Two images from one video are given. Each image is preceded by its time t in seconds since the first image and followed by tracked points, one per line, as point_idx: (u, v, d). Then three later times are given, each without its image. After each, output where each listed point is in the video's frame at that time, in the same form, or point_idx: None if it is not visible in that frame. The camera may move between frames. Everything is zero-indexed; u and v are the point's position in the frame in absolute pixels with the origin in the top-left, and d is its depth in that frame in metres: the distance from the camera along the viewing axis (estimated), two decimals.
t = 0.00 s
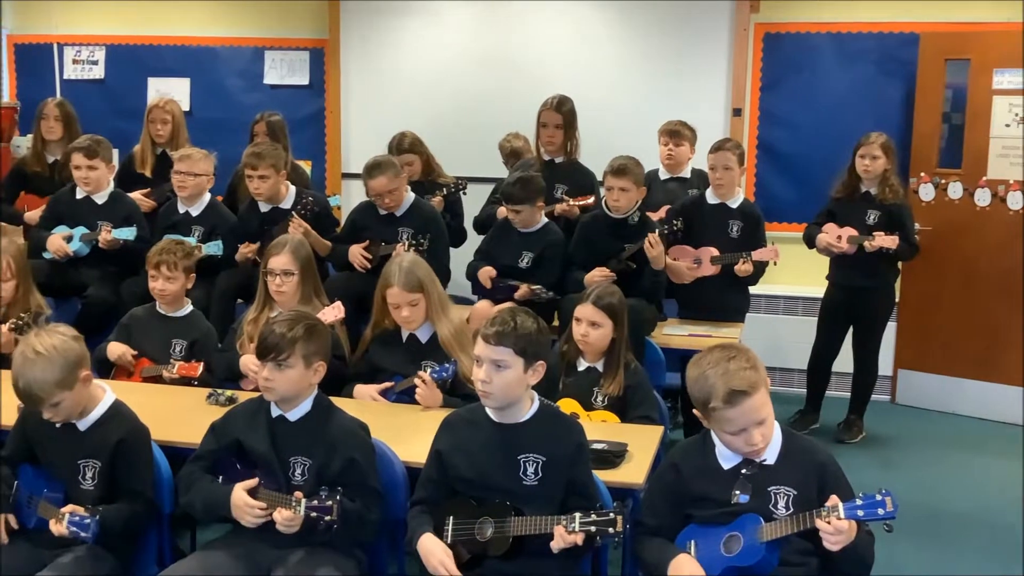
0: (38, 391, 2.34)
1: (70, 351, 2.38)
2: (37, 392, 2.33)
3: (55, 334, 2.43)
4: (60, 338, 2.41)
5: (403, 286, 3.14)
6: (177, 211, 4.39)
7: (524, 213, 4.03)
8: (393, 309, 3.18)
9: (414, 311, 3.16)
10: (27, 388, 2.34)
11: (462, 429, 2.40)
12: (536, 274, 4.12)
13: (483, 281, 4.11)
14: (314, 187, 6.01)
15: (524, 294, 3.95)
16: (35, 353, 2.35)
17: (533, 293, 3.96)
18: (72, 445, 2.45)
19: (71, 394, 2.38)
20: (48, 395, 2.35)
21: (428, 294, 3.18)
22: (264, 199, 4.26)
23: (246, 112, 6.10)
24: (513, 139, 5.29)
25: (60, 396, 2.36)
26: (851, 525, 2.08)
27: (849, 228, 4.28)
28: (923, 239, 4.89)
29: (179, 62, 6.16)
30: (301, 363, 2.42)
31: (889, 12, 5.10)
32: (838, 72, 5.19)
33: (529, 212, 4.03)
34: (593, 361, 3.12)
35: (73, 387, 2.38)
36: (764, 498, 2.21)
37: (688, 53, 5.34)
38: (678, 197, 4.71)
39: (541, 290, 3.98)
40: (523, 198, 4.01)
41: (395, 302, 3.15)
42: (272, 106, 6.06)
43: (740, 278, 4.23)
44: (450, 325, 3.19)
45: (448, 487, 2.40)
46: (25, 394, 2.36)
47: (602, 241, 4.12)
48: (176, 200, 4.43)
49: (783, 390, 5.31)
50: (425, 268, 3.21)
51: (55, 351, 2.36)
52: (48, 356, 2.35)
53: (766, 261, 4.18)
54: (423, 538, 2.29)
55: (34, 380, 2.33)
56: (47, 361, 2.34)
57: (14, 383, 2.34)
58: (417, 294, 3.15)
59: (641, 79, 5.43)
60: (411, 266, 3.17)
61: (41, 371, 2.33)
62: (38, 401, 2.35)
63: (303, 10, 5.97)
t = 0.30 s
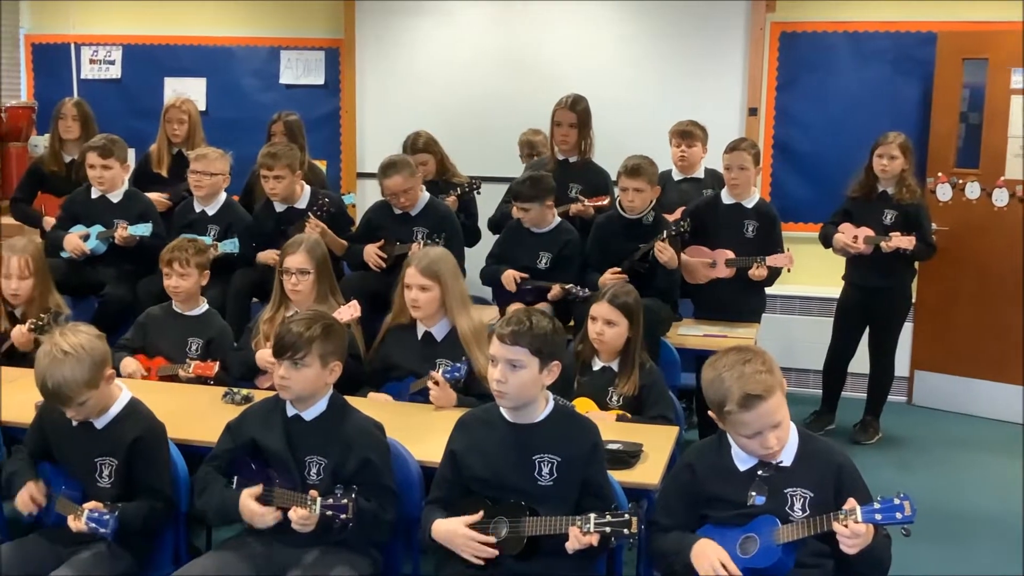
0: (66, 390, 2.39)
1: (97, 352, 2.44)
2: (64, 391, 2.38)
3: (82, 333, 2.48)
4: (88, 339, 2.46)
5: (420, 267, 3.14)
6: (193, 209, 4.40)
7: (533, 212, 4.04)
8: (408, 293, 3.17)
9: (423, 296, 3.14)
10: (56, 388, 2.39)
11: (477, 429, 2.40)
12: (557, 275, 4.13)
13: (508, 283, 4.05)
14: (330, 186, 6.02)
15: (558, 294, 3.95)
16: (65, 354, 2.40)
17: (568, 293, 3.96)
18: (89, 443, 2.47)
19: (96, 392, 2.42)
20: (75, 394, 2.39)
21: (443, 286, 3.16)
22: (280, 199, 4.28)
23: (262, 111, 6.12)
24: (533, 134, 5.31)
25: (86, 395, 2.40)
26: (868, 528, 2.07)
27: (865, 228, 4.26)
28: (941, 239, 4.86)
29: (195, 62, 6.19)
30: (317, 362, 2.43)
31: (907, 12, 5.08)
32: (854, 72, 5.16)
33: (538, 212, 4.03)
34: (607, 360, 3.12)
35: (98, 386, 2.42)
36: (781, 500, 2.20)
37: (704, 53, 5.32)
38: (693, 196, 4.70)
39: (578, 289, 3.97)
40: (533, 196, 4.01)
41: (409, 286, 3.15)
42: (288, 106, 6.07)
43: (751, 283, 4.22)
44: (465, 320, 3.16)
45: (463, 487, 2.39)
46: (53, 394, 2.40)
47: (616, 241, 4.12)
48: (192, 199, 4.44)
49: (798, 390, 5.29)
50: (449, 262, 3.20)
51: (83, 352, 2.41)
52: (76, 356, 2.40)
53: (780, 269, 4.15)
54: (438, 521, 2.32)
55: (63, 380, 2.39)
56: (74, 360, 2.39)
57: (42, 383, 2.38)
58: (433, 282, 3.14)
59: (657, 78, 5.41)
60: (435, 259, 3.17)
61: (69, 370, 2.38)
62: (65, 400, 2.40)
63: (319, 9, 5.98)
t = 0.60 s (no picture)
0: (83, 387, 2.40)
1: (114, 350, 2.46)
2: (82, 388, 2.39)
3: (98, 333, 2.50)
4: (105, 338, 2.49)
5: (437, 263, 3.13)
6: (207, 210, 4.42)
7: (542, 207, 4.06)
8: (425, 288, 3.16)
9: (441, 290, 3.13)
10: (73, 385, 2.40)
11: (491, 430, 2.40)
12: (566, 274, 4.12)
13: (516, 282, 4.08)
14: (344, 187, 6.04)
15: (563, 293, 3.96)
16: (83, 352, 2.43)
17: (575, 292, 3.97)
18: (104, 444, 2.48)
19: (112, 391, 2.44)
20: (92, 392, 2.41)
21: (461, 281, 3.15)
22: (295, 199, 4.29)
23: (276, 112, 6.13)
24: (548, 133, 5.32)
25: (103, 392, 2.42)
26: (884, 530, 2.07)
27: (880, 228, 4.24)
28: (956, 239, 4.83)
29: (209, 63, 6.21)
30: (332, 362, 2.43)
31: (922, 11, 5.06)
32: (869, 71, 5.15)
33: (546, 206, 4.05)
34: (620, 359, 3.12)
35: (114, 385, 2.44)
36: (795, 502, 2.19)
37: (717, 54, 5.31)
38: (706, 198, 4.69)
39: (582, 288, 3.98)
40: (542, 190, 4.05)
41: (427, 280, 3.14)
42: (302, 107, 6.09)
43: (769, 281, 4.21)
44: (483, 316, 3.17)
45: (476, 487, 2.39)
46: (69, 391, 2.41)
47: (630, 243, 4.11)
48: (205, 200, 4.46)
49: (813, 392, 5.27)
50: (468, 259, 3.21)
51: (101, 350, 2.44)
52: (94, 353, 2.43)
53: (795, 266, 4.12)
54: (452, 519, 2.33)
55: (80, 377, 2.40)
56: (93, 358, 2.41)
57: (60, 379, 2.39)
58: (450, 278, 3.13)
59: (670, 78, 5.41)
60: (455, 256, 3.17)
61: (87, 367, 2.40)
62: (81, 397, 2.41)
63: (332, 11, 6.00)
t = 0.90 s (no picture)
0: (101, 382, 2.41)
1: (133, 348, 2.48)
2: (101, 384, 2.40)
3: (117, 330, 2.52)
4: (123, 336, 2.50)
5: (454, 263, 3.14)
6: (221, 212, 4.44)
7: (545, 205, 4.06)
8: (440, 288, 3.17)
9: (456, 290, 3.13)
10: (91, 380, 2.41)
11: (504, 432, 2.40)
12: (568, 275, 4.13)
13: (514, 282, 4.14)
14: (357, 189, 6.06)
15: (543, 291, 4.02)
16: (103, 348, 2.44)
17: (552, 291, 4.02)
18: (120, 444, 2.49)
19: (129, 388, 2.45)
20: (110, 388, 2.41)
21: (476, 282, 3.15)
22: (309, 199, 4.31)
23: (290, 114, 6.15)
24: (561, 134, 5.32)
25: (120, 388, 2.43)
26: (900, 539, 2.05)
27: (894, 228, 4.22)
28: (972, 240, 4.80)
29: (224, 65, 6.24)
30: (346, 364, 2.44)
31: (936, 12, 5.04)
32: (883, 72, 5.12)
33: (549, 205, 4.04)
34: (631, 360, 3.11)
35: (132, 382, 2.45)
36: (810, 504, 2.18)
37: (731, 55, 5.30)
38: (720, 199, 4.68)
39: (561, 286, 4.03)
40: (549, 188, 4.04)
41: (442, 281, 3.15)
42: (316, 109, 6.11)
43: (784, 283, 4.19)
44: (498, 316, 3.17)
45: (489, 488, 2.39)
46: (87, 387, 2.41)
47: (644, 244, 4.10)
48: (220, 202, 4.48)
49: (827, 394, 5.26)
50: (483, 261, 3.21)
51: (120, 346, 2.46)
52: (114, 349, 2.44)
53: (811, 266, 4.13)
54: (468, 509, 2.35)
55: (100, 372, 2.41)
56: (113, 354, 2.43)
57: (79, 374, 2.40)
58: (465, 277, 3.13)
59: (684, 79, 5.40)
60: (470, 257, 3.18)
61: (107, 362, 2.42)
62: (99, 393, 2.41)
63: (346, 13, 6.01)
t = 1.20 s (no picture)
0: (120, 374, 2.42)
1: (151, 344, 2.51)
2: (119, 376, 2.41)
3: (134, 326, 2.55)
4: (142, 331, 2.53)
5: (467, 266, 3.14)
6: (237, 212, 4.46)
7: (540, 207, 4.06)
8: (455, 290, 3.17)
9: (471, 292, 3.13)
10: (110, 371, 2.42)
11: (519, 433, 2.40)
12: (569, 278, 4.12)
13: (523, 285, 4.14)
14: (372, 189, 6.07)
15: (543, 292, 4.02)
16: (122, 341, 2.46)
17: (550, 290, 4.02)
18: (136, 444, 2.50)
19: (146, 382, 2.46)
20: (128, 380, 2.43)
21: (491, 284, 3.15)
22: (326, 199, 4.33)
23: (305, 115, 6.17)
24: (577, 135, 5.32)
25: (138, 381, 2.44)
26: (917, 534, 2.04)
27: (911, 229, 4.20)
28: (989, 242, 4.78)
29: (239, 66, 6.26)
30: (360, 364, 2.44)
31: (953, 12, 5.01)
32: (899, 72, 5.10)
33: (543, 207, 4.05)
34: (646, 361, 3.10)
35: (149, 376, 2.47)
36: (828, 506, 2.17)
37: (746, 56, 5.29)
38: (735, 199, 4.66)
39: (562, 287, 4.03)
40: (546, 191, 4.03)
41: (456, 283, 3.15)
42: (331, 110, 6.12)
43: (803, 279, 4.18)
44: (513, 318, 3.17)
45: (504, 489, 2.40)
46: (104, 379, 2.43)
47: (659, 245, 4.10)
48: (236, 202, 4.49)
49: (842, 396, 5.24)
50: (497, 262, 3.21)
51: (139, 341, 2.48)
52: (133, 343, 2.47)
53: (829, 265, 4.09)
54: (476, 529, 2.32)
55: (118, 364, 2.43)
56: (132, 347, 2.45)
57: (97, 366, 2.42)
58: (479, 279, 3.13)
59: (699, 79, 5.39)
60: (484, 259, 3.17)
61: (127, 355, 2.44)
62: (116, 386, 2.43)
63: (361, 13, 6.02)
